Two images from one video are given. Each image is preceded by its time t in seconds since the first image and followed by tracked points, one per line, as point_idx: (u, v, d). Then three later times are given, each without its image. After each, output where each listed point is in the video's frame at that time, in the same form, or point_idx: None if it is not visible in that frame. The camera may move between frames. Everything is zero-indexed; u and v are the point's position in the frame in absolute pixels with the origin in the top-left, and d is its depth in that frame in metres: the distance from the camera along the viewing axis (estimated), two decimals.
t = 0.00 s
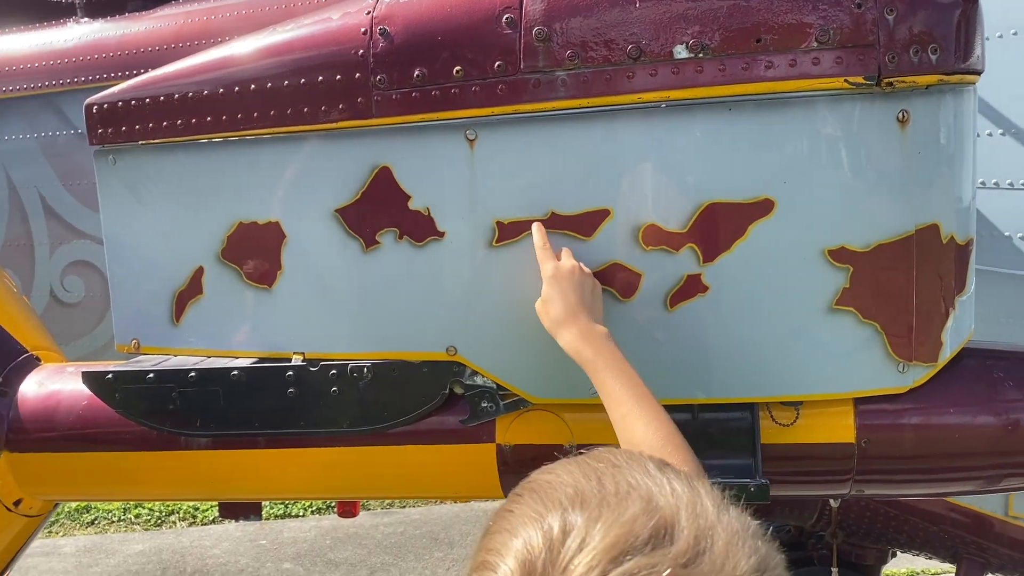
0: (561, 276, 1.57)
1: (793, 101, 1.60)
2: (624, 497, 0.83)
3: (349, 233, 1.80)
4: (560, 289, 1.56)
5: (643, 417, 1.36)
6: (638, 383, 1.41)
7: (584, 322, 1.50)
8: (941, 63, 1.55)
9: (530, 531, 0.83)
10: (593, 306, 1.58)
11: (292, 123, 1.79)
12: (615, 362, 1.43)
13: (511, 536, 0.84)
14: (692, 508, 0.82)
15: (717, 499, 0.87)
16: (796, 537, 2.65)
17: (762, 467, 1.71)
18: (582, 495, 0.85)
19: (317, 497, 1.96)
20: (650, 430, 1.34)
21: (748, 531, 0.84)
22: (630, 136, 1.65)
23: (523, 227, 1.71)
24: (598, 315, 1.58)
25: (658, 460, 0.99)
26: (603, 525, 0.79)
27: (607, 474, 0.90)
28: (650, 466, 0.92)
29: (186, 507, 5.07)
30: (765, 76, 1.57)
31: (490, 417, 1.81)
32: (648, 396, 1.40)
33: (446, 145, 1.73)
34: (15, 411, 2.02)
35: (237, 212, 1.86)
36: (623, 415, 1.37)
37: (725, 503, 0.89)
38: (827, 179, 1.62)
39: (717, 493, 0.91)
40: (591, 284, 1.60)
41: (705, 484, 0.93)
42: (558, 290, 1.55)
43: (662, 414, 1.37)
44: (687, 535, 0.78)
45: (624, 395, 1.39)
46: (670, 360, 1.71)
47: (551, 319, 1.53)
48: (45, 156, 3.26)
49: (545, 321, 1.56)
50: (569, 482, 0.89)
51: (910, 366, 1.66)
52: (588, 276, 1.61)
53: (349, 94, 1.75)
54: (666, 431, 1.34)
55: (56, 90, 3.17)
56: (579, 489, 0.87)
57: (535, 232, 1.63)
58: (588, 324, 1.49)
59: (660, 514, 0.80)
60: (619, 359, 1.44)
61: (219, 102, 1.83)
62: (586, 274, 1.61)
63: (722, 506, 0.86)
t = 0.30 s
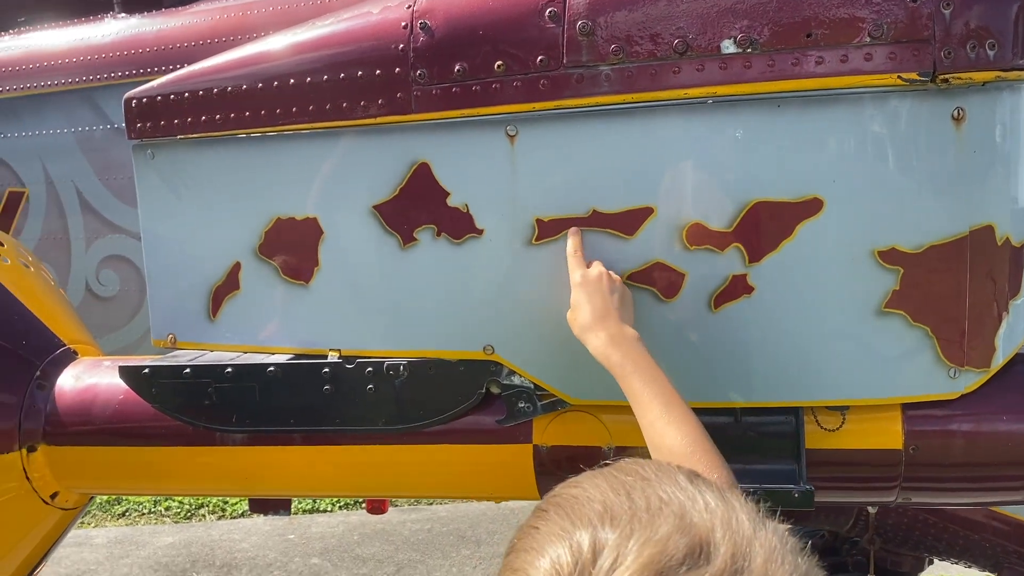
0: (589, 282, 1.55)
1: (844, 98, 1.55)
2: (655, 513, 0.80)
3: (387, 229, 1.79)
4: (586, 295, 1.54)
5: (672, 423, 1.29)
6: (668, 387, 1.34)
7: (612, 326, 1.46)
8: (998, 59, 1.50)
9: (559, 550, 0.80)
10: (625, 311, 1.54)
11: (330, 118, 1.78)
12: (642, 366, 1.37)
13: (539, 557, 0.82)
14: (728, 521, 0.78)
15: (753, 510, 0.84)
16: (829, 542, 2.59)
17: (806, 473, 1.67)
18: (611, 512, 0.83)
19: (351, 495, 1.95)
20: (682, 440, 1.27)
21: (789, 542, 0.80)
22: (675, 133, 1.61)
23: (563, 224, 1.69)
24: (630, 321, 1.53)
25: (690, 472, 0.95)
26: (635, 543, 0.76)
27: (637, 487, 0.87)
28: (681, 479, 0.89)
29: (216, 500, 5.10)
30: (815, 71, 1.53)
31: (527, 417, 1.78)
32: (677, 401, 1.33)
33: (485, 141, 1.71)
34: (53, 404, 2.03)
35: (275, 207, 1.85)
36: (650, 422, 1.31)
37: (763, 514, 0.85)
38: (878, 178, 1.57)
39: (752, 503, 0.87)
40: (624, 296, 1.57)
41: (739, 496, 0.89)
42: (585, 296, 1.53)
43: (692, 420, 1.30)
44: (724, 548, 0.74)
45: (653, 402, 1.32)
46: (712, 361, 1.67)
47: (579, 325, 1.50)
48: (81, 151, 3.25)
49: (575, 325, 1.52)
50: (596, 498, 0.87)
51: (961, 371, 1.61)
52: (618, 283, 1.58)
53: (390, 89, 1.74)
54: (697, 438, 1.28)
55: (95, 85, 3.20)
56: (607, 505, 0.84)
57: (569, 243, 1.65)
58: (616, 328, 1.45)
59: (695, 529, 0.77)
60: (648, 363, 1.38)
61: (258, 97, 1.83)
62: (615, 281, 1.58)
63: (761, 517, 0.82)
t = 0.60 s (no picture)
0: (615, 285, 1.52)
1: (894, 91, 1.51)
2: (665, 521, 0.75)
3: (421, 223, 1.76)
4: (613, 295, 1.50)
5: (696, 425, 1.24)
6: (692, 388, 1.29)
7: (639, 327, 1.42)
8: None
9: (566, 560, 0.76)
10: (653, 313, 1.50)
11: (365, 110, 1.76)
12: (663, 366, 1.33)
13: (544, 566, 0.77)
14: (744, 528, 0.73)
15: (771, 516, 0.78)
16: (863, 547, 2.56)
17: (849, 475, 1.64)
18: (620, 519, 0.78)
19: (383, 490, 1.94)
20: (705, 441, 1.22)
21: (811, 550, 0.75)
22: (717, 126, 1.58)
23: (601, 219, 1.66)
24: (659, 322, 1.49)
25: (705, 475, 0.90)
26: (646, 552, 0.71)
27: (647, 493, 0.82)
28: (695, 483, 0.84)
29: (243, 494, 5.12)
30: (863, 63, 1.49)
31: (561, 415, 1.75)
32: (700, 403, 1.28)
33: (522, 134, 1.68)
34: (86, 396, 2.03)
35: (308, 200, 1.84)
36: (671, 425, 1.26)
37: (782, 519, 0.80)
38: (927, 173, 1.52)
39: (770, 508, 0.82)
40: (654, 299, 1.53)
41: (756, 501, 0.84)
42: (612, 297, 1.50)
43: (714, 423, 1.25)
44: (740, 558, 0.69)
45: (676, 404, 1.27)
46: (752, 360, 1.64)
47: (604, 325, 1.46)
48: (115, 144, 3.23)
49: (601, 326, 1.48)
50: (604, 503, 0.82)
51: (1011, 374, 1.56)
52: (650, 284, 1.55)
53: (425, 81, 1.72)
54: (720, 440, 1.22)
55: (129, 79, 3.20)
56: (616, 512, 0.79)
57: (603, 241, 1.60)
58: (641, 328, 1.41)
59: (709, 537, 0.71)
60: (672, 363, 1.33)
61: (293, 89, 1.82)
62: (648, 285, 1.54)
63: (779, 524, 0.77)
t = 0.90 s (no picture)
0: (567, 277, 1.50)
1: (936, 88, 1.49)
2: (668, 525, 0.75)
3: (455, 221, 1.77)
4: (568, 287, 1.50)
5: (659, 412, 1.25)
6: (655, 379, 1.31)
7: (593, 318, 1.43)
8: None
9: (570, 562, 0.75)
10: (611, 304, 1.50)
11: (401, 107, 1.77)
12: (628, 361, 1.34)
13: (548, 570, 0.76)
14: (747, 531, 0.73)
15: (774, 519, 0.79)
16: (891, 548, 2.54)
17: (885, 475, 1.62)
18: (622, 522, 0.77)
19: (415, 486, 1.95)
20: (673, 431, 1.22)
21: (813, 553, 0.75)
22: (755, 124, 1.57)
23: (636, 216, 1.65)
24: (614, 314, 1.50)
25: (703, 476, 0.90)
26: (652, 555, 0.71)
27: (648, 497, 0.82)
28: (698, 486, 0.84)
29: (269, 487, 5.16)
30: (904, 60, 1.48)
31: (594, 413, 1.74)
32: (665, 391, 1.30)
33: (557, 132, 1.68)
34: (122, 390, 2.05)
35: (343, 197, 1.85)
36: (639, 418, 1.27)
37: (784, 521, 0.80)
38: (970, 172, 1.50)
39: (769, 508, 0.82)
40: (606, 292, 1.53)
41: (754, 501, 0.84)
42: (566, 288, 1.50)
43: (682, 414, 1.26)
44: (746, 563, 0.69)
45: (640, 396, 1.28)
46: (787, 360, 1.63)
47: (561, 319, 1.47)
48: (148, 141, 3.24)
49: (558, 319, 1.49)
50: (605, 505, 0.82)
51: None
52: (597, 275, 1.54)
53: (460, 78, 1.72)
54: (682, 426, 1.24)
55: (161, 76, 3.22)
56: (618, 514, 0.79)
57: (535, 236, 1.61)
58: (599, 320, 1.42)
59: (715, 541, 0.71)
60: (632, 355, 1.35)
61: (329, 86, 1.83)
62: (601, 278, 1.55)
63: (782, 526, 0.77)
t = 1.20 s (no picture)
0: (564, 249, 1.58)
1: (963, 82, 1.48)
2: (661, 457, 0.84)
3: (479, 217, 1.78)
4: (569, 257, 1.55)
5: (677, 388, 1.34)
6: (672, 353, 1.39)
7: (594, 287, 1.48)
8: None
9: (574, 485, 0.83)
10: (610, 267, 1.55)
11: (425, 103, 1.78)
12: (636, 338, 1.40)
13: (553, 492, 0.85)
14: (728, 469, 0.83)
15: (750, 464, 0.89)
16: (914, 548, 2.51)
17: (911, 472, 1.61)
18: (620, 454, 0.86)
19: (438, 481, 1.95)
20: (692, 403, 1.32)
21: (781, 494, 0.86)
22: (778, 119, 1.56)
23: (660, 212, 1.65)
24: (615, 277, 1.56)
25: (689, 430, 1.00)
26: (648, 478, 0.80)
27: (645, 437, 0.91)
28: (688, 432, 0.93)
29: (289, 484, 5.18)
30: (931, 55, 1.47)
31: (617, 409, 1.75)
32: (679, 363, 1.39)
33: (581, 127, 1.68)
34: (148, 383, 2.08)
35: (367, 193, 1.86)
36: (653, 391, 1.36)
37: (758, 468, 0.90)
38: (998, 167, 1.49)
39: (748, 458, 0.92)
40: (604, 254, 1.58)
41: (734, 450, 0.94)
42: (567, 259, 1.55)
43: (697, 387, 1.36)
44: (727, 492, 0.79)
45: (652, 368, 1.37)
46: (811, 357, 1.62)
47: (560, 286, 1.52)
48: (171, 138, 3.25)
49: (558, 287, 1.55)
50: (605, 442, 0.90)
51: None
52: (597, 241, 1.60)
53: (485, 74, 1.73)
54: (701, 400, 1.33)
55: (184, 74, 3.24)
56: (617, 449, 0.88)
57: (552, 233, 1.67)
58: (593, 287, 1.48)
59: (701, 472, 0.81)
60: (637, 326, 1.41)
61: (354, 83, 1.84)
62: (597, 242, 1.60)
63: (757, 470, 0.88)
